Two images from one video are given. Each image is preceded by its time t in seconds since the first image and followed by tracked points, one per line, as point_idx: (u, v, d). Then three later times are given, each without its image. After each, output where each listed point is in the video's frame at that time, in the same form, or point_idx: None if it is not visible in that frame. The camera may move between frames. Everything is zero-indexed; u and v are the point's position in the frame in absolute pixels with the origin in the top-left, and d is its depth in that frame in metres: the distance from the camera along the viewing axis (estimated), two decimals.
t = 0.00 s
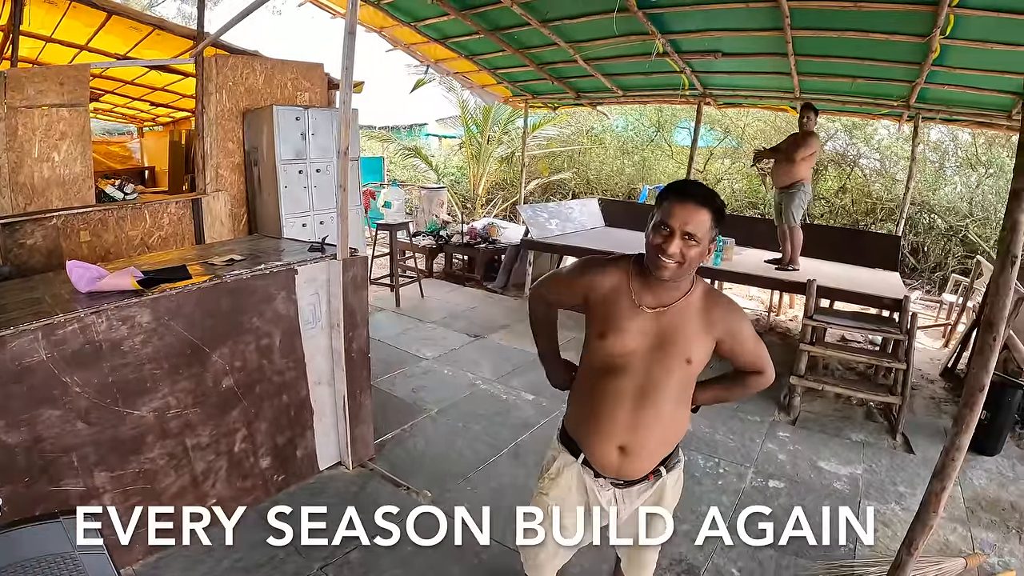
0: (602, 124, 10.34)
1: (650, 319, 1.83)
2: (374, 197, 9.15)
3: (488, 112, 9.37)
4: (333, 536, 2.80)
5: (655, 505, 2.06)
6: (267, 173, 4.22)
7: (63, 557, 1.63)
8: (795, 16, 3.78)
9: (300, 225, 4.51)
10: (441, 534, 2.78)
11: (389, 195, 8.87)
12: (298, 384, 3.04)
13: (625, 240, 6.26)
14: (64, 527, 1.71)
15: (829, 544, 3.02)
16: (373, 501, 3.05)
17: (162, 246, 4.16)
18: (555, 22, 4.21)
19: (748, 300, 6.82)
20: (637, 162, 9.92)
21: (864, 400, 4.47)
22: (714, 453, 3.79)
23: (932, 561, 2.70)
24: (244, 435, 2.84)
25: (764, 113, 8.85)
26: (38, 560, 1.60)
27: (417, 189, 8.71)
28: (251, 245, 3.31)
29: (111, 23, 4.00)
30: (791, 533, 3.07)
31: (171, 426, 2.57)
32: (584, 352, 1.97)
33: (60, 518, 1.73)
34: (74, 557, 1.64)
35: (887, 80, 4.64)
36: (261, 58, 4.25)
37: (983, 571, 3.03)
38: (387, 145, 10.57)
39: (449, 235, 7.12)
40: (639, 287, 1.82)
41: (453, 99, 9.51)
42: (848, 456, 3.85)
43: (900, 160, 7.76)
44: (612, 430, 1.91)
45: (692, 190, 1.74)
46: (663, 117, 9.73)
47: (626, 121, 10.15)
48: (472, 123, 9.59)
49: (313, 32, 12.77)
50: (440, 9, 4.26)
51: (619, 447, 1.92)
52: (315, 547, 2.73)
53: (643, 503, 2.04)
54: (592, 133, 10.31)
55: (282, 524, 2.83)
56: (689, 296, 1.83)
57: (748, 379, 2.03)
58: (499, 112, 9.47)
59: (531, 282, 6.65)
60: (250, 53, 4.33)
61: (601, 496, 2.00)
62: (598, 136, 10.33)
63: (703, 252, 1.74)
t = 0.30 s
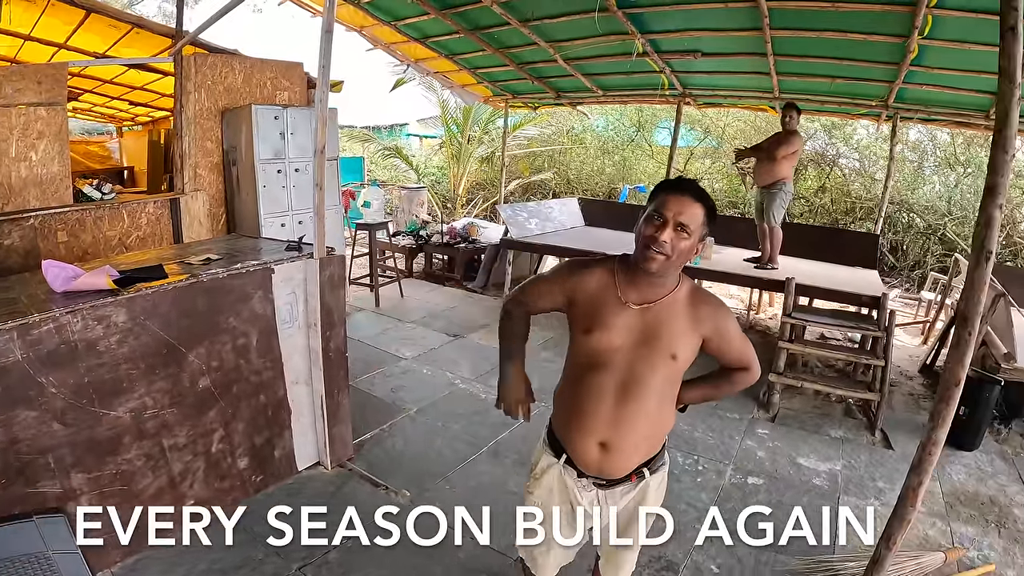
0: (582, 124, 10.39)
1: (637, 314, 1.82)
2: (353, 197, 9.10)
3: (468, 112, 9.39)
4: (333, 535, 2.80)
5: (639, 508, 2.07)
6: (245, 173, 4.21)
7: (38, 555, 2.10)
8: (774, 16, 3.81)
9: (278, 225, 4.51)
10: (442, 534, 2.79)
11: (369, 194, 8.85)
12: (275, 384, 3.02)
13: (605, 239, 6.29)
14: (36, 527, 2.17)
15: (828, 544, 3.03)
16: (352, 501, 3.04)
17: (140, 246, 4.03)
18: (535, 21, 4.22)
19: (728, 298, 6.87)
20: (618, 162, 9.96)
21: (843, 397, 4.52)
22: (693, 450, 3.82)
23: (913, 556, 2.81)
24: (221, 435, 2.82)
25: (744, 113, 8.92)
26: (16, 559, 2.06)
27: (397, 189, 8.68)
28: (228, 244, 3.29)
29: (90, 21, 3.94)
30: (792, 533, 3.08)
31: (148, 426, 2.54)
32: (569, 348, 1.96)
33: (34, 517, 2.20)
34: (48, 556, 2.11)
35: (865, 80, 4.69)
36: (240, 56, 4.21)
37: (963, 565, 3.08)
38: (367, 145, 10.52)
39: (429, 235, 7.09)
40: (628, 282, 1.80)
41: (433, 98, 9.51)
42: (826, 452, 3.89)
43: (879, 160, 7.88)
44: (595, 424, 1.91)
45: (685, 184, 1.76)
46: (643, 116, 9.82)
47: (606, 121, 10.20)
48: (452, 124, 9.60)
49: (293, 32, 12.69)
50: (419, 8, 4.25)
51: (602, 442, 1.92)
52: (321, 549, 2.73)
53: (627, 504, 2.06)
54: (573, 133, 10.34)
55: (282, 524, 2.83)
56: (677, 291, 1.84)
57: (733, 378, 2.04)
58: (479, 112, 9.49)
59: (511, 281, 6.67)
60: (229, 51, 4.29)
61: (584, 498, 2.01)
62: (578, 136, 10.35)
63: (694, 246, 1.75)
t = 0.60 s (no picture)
0: (562, 123, 10.42)
1: (607, 307, 1.82)
2: (332, 197, 9.06)
3: (446, 112, 9.40)
4: (333, 536, 2.79)
5: (615, 505, 2.08)
6: (222, 172, 4.19)
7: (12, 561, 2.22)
8: (751, 15, 3.84)
9: (256, 225, 4.49)
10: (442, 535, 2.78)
11: (348, 194, 8.82)
12: (252, 384, 3.01)
13: (584, 238, 6.33)
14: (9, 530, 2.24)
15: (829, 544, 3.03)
16: (331, 501, 3.03)
17: (116, 247, 3.97)
18: (513, 21, 4.23)
19: (707, 296, 6.93)
20: (597, 161, 10.02)
21: (821, 393, 4.58)
22: (672, 447, 3.85)
23: (892, 550, 2.87)
24: (198, 437, 2.80)
25: (723, 113, 9.00)
26: None
27: (376, 189, 8.67)
28: (205, 244, 3.26)
29: (66, 20, 3.87)
30: (793, 534, 3.07)
31: (124, 429, 2.51)
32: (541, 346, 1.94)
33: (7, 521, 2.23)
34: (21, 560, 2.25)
35: (843, 79, 4.74)
36: (217, 55, 4.18)
37: (942, 558, 3.12)
38: (347, 145, 10.47)
39: (407, 234, 7.12)
40: (596, 274, 1.82)
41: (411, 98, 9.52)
42: (805, 448, 3.94)
43: (857, 159, 8.02)
44: (570, 419, 1.91)
45: (646, 177, 1.80)
46: (622, 116, 9.89)
47: (586, 121, 10.25)
48: (430, 123, 9.60)
49: (270, 31, 12.60)
50: (398, 6, 4.24)
51: (578, 437, 1.91)
52: (309, 549, 2.72)
53: (605, 501, 2.06)
54: (552, 132, 10.36)
55: (282, 524, 2.82)
56: (645, 283, 1.85)
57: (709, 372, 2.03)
58: (458, 111, 9.50)
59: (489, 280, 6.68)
60: (206, 50, 4.26)
61: (561, 495, 2.01)
62: (558, 135, 10.39)
63: (659, 237, 1.78)
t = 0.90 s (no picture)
0: (551, 124, 10.43)
1: (615, 310, 1.83)
2: (322, 197, 9.03)
3: (437, 112, 9.39)
4: (333, 536, 2.80)
5: (612, 505, 2.07)
6: (213, 172, 4.17)
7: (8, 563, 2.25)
8: (743, 18, 3.85)
9: (247, 226, 4.49)
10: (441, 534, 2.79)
11: (337, 195, 8.80)
12: (246, 386, 2.99)
13: (575, 239, 6.34)
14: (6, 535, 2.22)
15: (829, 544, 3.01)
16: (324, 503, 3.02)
17: (106, 248, 3.94)
18: (505, 22, 4.23)
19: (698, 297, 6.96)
20: (587, 162, 10.05)
21: (812, 393, 4.60)
22: (665, 448, 3.86)
23: (885, 547, 2.88)
24: (192, 439, 2.77)
25: (713, 114, 9.05)
26: None
27: (366, 189, 8.66)
28: (197, 245, 3.23)
29: (56, 18, 3.84)
30: (793, 533, 3.09)
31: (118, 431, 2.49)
32: (543, 354, 1.90)
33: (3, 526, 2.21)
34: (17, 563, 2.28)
35: (833, 81, 4.76)
36: (208, 55, 4.17)
37: (935, 555, 3.14)
38: (337, 145, 10.45)
39: (397, 235, 7.11)
40: (602, 278, 1.83)
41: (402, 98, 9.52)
42: (797, 447, 3.96)
43: (846, 160, 8.10)
44: (578, 425, 1.88)
45: (650, 180, 1.84)
46: (612, 117, 9.93)
47: (576, 122, 10.28)
48: (420, 124, 9.60)
49: (260, 31, 12.55)
50: (389, 7, 4.24)
51: (585, 442, 1.90)
52: (305, 551, 2.71)
53: (605, 500, 2.05)
54: (542, 133, 10.37)
55: (282, 525, 2.82)
56: (648, 286, 1.88)
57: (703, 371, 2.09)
58: (449, 112, 9.50)
59: (480, 281, 6.69)
60: (197, 49, 4.25)
61: (561, 495, 1.97)
62: (548, 136, 10.40)
63: (665, 239, 1.83)
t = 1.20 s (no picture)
0: (539, 124, 10.45)
1: (602, 313, 1.82)
2: (309, 197, 9.00)
3: (424, 112, 9.37)
4: (333, 536, 2.79)
5: (604, 506, 2.04)
6: (199, 173, 4.15)
7: None
8: (729, 19, 3.87)
9: (233, 226, 4.45)
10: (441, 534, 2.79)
11: (324, 195, 8.78)
12: (232, 388, 2.95)
13: (562, 239, 6.36)
14: None
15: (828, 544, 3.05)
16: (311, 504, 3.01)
17: (91, 248, 3.91)
18: (492, 21, 4.23)
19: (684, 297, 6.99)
20: (574, 162, 10.08)
21: (799, 392, 4.63)
22: (653, 447, 3.88)
23: (872, 545, 2.89)
24: (178, 441, 2.73)
25: (699, 114, 9.09)
26: None
27: (353, 189, 8.65)
28: (183, 245, 3.14)
29: (41, 17, 3.81)
30: (793, 533, 3.10)
31: (103, 434, 2.45)
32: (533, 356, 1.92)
33: None
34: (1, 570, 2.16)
35: (820, 82, 4.79)
36: (195, 53, 4.15)
37: (921, 552, 3.17)
38: (324, 144, 10.42)
39: (385, 235, 7.11)
40: (589, 279, 1.82)
41: (389, 98, 9.52)
42: (784, 446, 3.98)
43: (832, 161, 8.20)
44: (566, 431, 1.89)
45: (638, 180, 1.82)
46: (600, 117, 9.96)
47: (563, 122, 10.30)
48: (407, 123, 9.58)
49: (247, 30, 12.48)
50: (377, 6, 4.23)
51: (574, 448, 1.91)
52: (291, 553, 2.69)
53: (597, 503, 2.03)
54: (530, 133, 10.38)
55: (282, 524, 2.83)
56: (638, 287, 1.86)
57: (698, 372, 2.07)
58: (436, 111, 9.48)
59: (467, 281, 6.70)
60: (183, 48, 4.22)
61: (551, 498, 1.97)
62: (535, 136, 10.41)
63: (654, 240, 1.80)
